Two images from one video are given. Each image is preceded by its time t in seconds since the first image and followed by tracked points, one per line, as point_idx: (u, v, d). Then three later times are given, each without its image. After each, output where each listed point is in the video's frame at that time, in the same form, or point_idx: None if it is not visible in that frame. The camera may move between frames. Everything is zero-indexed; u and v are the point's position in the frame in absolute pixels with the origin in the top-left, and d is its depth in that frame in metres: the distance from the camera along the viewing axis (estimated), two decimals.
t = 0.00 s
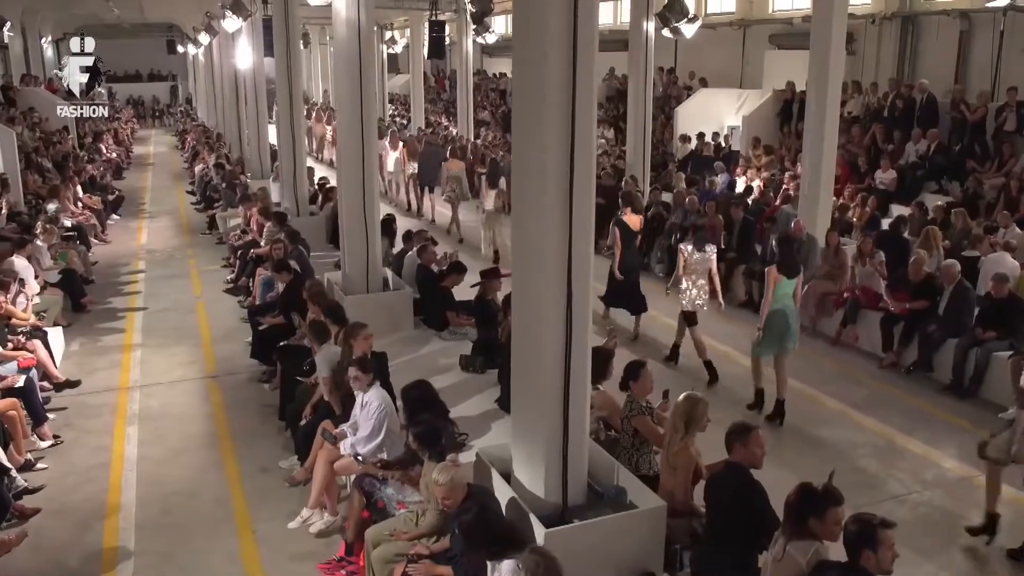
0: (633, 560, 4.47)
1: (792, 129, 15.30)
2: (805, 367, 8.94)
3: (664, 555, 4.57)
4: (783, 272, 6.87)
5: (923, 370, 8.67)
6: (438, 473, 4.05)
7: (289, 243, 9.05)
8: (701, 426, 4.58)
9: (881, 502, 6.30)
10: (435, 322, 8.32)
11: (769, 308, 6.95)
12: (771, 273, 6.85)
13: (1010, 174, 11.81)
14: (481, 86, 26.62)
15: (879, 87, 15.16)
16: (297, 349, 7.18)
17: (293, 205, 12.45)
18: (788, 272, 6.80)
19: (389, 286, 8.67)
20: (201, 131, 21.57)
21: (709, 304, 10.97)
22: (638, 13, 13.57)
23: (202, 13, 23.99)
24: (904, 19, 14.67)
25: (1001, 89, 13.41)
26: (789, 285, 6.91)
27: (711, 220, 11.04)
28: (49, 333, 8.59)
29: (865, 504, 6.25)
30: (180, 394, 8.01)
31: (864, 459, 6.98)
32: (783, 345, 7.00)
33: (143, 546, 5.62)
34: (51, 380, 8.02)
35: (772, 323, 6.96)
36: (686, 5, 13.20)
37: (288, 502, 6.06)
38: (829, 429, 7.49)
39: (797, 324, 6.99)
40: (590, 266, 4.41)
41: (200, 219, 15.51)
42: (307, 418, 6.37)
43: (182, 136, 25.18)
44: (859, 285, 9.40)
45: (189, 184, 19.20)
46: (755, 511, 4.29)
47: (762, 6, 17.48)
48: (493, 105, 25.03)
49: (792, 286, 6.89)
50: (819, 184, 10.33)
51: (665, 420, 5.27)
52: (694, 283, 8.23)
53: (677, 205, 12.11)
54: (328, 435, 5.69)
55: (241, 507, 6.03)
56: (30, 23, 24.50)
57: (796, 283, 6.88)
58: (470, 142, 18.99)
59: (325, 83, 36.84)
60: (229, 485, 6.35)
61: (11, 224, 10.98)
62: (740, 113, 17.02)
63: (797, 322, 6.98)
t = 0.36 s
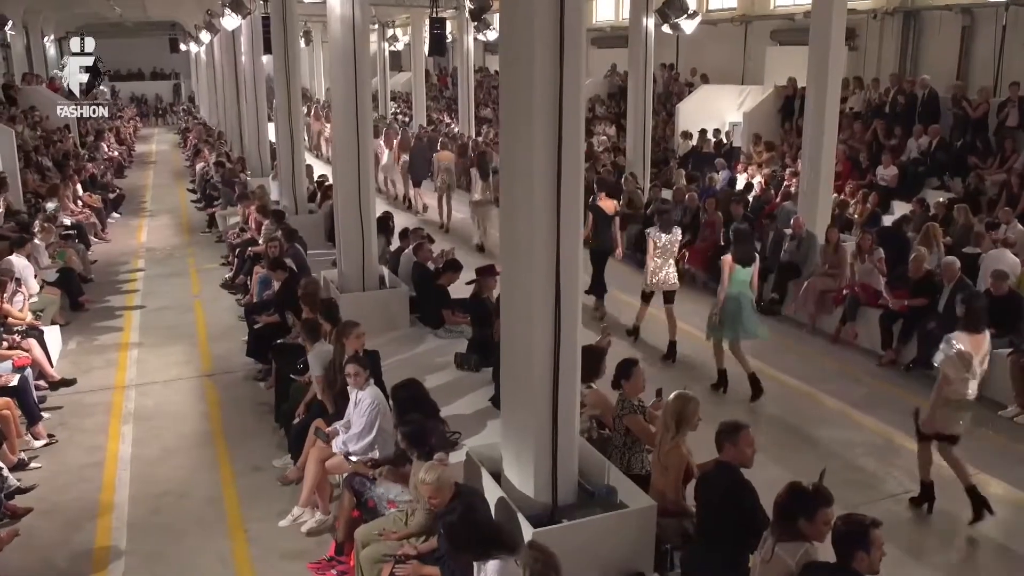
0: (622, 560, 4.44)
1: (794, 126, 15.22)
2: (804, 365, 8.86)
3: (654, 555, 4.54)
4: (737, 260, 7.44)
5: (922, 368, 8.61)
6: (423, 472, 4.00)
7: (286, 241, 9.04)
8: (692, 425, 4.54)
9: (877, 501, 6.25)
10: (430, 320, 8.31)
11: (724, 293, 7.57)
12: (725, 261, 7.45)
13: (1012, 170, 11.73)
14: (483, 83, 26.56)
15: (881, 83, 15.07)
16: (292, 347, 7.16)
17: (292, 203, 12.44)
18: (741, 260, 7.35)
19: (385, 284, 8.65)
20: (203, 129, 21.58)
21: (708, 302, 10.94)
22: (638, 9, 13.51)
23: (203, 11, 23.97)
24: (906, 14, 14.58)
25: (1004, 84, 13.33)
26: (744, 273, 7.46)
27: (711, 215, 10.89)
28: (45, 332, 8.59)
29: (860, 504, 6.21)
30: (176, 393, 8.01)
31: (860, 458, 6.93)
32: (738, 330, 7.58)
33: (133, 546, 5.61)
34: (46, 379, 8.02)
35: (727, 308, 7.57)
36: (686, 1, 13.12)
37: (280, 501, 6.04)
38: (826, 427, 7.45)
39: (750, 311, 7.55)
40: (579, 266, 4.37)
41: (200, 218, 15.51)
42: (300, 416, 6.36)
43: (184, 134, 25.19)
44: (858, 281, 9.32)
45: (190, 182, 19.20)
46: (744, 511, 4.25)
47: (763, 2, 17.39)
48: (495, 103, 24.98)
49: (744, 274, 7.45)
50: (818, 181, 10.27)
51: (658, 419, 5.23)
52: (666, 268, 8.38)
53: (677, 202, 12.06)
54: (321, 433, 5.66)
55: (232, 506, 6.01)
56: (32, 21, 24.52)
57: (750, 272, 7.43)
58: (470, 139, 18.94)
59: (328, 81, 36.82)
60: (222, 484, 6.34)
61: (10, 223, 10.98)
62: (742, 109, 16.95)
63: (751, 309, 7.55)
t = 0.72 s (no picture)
0: (600, 567, 4.38)
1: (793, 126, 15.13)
2: (797, 367, 8.76)
3: (633, 563, 4.47)
4: (695, 253, 7.44)
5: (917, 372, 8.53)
6: (397, 478, 3.83)
7: (278, 243, 8.99)
8: (672, 431, 4.50)
9: (867, 507, 6.18)
10: (420, 322, 8.26)
11: (680, 284, 7.52)
12: (683, 253, 7.44)
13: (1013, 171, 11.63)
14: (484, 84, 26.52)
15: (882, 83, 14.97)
16: (279, 349, 7.11)
17: (287, 204, 12.41)
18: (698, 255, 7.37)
19: (376, 285, 8.61)
20: (204, 129, 21.57)
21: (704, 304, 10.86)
22: (636, 9, 13.43)
23: (205, 11, 23.96)
24: (907, 14, 14.48)
25: (1004, 85, 13.23)
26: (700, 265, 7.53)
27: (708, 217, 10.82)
28: (35, 333, 8.57)
29: (850, 510, 6.14)
30: (165, 395, 7.98)
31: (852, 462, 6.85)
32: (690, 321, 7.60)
33: (114, 549, 5.57)
34: (35, 380, 7.99)
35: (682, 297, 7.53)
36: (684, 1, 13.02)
37: (262, 505, 5.99)
38: (819, 432, 7.37)
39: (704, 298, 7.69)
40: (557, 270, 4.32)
41: (198, 218, 15.49)
42: (285, 419, 6.31)
43: (186, 134, 25.20)
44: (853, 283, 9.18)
45: (190, 182, 19.20)
46: (723, 518, 4.19)
47: (764, 2, 17.32)
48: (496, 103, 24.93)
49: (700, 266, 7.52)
50: (815, 182, 10.19)
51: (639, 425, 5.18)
52: (626, 256, 8.74)
53: (674, 204, 11.98)
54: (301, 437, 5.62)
55: (215, 509, 5.98)
56: (34, 21, 24.54)
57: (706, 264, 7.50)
58: (470, 140, 18.90)
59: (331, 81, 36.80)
60: (206, 486, 6.30)
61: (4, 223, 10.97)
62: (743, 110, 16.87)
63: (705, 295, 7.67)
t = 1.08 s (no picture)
0: None
1: (786, 130, 15.05)
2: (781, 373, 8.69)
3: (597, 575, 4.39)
4: (650, 241, 7.99)
5: (903, 378, 8.44)
6: (354, 488, 3.92)
7: (261, 247, 8.93)
8: (640, 440, 4.43)
9: (846, 516, 6.10)
10: (401, 327, 8.21)
11: (639, 269, 8.12)
12: (640, 241, 8.00)
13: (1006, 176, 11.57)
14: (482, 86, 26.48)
15: (876, 87, 14.90)
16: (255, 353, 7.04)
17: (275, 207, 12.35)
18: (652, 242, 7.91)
19: (358, 289, 8.57)
20: (199, 131, 21.54)
21: (692, 309, 10.79)
22: (628, 12, 13.37)
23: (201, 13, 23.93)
24: (902, 18, 14.40)
25: (998, 89, 13.16)
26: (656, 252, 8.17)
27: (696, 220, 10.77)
28: (16, 337, 8.52)
29: (830, 519, 6.05)
30: (145, 399, 7.93)
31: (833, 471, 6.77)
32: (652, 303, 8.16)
33: (81, 556, 5.49)
34: (12, 384, 7.93)
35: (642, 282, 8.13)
36: (675, 4, 12.92)
37: (234, 512, 5.92)
38: (802, 439, 7.28)
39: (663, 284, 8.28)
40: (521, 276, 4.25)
41: (189, 221, 15.44)
42: (258, 424, 6.23)
43: (182, 136, 25.21)
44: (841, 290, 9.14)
45: (183, 184, 19.17)
46: (686, 528, 4.10)
47: (759, 6, 17.25)
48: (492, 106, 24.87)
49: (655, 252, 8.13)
50: (803, 187, 10.10)
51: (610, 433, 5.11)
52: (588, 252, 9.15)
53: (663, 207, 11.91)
54: (270, 444, 5.55)
55: (186, 516, 5.91)
56: (30, 22, 24.54)
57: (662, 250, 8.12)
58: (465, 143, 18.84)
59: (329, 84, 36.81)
60: (179, 493, 6.23)
61: None
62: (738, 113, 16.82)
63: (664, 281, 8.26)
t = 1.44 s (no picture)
0: None
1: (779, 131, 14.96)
2: (768, 376, 8.59)
3: None
4: (606, 232, 8.54)
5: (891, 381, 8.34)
6: (313, 496, 3.84)
7: (243, 249, 8.88)
8: (608, 447, 4.35)
9: (825, 522, 6.02)
10: (382, 330, 8.16)
11: (595, 259, 8.56)
12: (596, 233, 8.52)
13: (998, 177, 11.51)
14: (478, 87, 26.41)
15: (869, 87, 14.83)
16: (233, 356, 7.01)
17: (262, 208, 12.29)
18: (608, 232, 8.48)
19: (340, 292, 8.52)
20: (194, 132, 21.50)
21: (681, 310, 10.72)
22: (618, 12, 13.30)
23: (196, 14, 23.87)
24: (895, 17, 14.33)
25: (991, 88, 13.09)
26: (614, 242, 8.66)
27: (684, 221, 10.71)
28: None
29: (808, 525, 5.97)
30: (124, 403, 7.87)
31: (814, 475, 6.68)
32: (609, 293, 8.54)
33: (48, 562, 5.43)
34: None
35: (598, 272, 8.53)
36: (666, 3, 12.84)
37: (205, 518, 5.85)
38: (785, 443, 7.20)
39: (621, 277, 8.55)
40: (483, 280, 4.19)
41: (180, 222, 15.40)
42: (232, 428, 6.16)
43: (178, 137, 25.18)
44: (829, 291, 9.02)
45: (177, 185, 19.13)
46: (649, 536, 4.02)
47: (754, 5, 17.18)
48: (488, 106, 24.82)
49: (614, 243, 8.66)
50: (792, 187, 10.03)
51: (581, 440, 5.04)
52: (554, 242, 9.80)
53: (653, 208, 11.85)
54: (241, 449, 5.48)
55: (157, 522, 5.85)
56: (25, 22, 24.50)
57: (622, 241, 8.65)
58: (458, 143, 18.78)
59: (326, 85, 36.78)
60: (151, 498, 6.17)
61: None
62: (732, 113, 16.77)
63: (622, 273, 8.54)
